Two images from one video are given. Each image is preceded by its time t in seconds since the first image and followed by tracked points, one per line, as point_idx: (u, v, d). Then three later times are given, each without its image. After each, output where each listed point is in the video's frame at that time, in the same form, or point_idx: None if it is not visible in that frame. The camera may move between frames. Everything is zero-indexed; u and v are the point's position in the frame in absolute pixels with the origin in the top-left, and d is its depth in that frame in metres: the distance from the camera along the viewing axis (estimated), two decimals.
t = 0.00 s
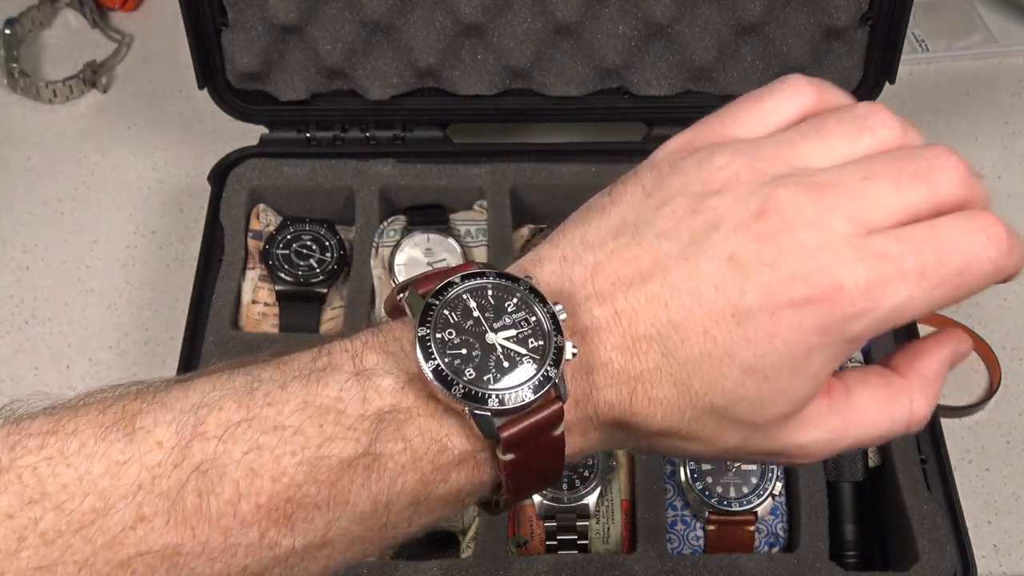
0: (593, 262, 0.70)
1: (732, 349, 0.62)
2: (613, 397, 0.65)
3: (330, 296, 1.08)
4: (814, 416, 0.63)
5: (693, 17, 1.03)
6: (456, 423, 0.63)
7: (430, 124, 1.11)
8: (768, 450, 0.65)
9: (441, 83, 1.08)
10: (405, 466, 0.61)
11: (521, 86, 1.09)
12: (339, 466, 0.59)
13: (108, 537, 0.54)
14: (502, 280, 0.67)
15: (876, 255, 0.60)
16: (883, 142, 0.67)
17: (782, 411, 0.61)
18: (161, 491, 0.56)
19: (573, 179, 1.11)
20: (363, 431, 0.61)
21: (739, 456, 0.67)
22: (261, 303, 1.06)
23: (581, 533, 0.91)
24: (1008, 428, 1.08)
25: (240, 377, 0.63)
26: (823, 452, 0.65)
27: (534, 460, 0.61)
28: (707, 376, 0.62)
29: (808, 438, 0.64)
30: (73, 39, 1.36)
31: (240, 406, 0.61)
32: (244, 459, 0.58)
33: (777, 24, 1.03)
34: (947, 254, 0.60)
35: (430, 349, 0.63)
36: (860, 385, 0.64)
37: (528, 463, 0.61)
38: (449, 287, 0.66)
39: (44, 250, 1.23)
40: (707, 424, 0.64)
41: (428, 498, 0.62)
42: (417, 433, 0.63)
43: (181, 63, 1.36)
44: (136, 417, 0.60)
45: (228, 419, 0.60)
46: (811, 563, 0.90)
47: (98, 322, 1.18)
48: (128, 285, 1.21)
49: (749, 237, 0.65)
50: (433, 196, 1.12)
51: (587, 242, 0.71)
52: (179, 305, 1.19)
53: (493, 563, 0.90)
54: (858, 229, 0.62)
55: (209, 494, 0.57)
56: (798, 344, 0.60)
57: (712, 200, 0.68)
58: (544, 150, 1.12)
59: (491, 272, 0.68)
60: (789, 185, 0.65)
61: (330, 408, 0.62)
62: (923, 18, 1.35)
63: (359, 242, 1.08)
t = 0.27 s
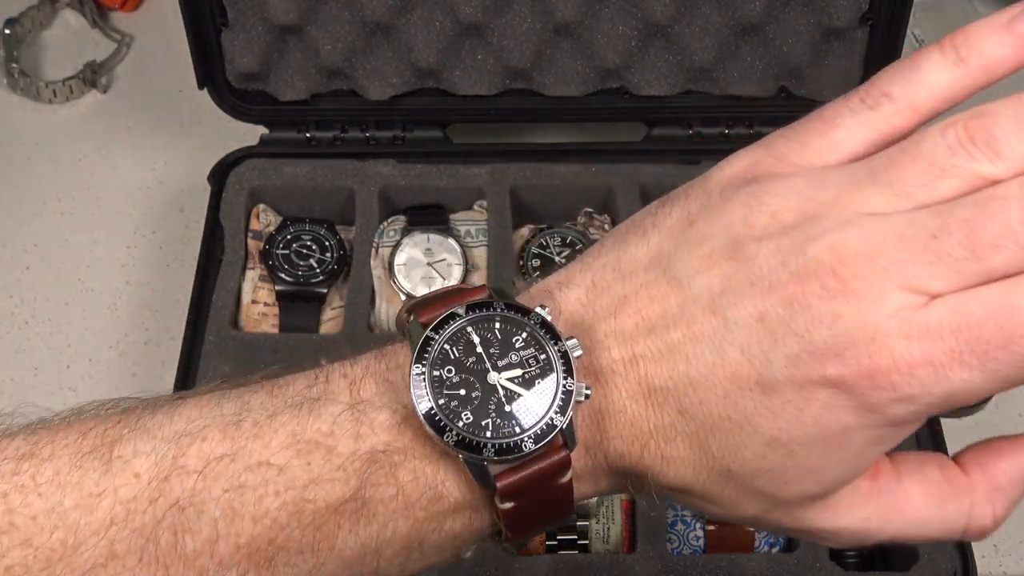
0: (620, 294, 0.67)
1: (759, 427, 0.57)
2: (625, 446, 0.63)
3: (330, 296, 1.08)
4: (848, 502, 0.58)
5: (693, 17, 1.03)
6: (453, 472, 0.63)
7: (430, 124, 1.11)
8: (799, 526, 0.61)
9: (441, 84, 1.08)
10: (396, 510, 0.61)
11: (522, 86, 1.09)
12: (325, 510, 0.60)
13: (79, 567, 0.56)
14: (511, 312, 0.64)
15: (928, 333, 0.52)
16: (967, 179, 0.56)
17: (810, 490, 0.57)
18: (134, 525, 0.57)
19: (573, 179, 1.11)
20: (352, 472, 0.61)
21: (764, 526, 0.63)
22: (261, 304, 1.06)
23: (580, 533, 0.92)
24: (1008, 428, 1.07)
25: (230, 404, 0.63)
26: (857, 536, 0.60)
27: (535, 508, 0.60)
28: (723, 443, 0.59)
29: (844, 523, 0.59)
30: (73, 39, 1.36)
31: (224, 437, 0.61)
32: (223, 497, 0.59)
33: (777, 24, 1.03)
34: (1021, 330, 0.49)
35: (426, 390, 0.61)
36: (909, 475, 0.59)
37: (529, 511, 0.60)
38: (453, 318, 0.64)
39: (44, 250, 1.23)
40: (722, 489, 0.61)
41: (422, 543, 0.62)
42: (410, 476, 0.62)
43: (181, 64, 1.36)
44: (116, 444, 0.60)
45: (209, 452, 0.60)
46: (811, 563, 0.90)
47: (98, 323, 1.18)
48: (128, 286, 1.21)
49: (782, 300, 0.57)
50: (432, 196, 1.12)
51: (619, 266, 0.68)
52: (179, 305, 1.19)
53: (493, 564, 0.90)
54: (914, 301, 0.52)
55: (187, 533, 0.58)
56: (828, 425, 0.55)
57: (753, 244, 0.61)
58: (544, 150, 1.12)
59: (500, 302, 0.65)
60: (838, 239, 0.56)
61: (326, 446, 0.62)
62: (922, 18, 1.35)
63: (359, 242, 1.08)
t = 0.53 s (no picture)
0: (627, 266, 0.66)
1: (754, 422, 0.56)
2: (619, 428, 0.63)
3: (330, 296, 1.08)
4: (835, 527, 0.56)
5: (693, 17, 1.03)
6: (442, 450, 0.62)
7: (430, 124, 1.11)
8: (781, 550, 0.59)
9: (441, 84, 1.08)
10: (386, 490, 0.61)
11: (521, 86, 1.09)
12: (311, 491, 0.59)
13: (58, 555, 0.56)
14: (506, 280, 0.64)
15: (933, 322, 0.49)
16: (1000, 152, 0.52)
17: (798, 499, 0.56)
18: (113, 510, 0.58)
19: (572, 179, 1.11)
20: (339, 451, 0.61)
21: (744, 543, 0.61)
22: (261, 303, 1.06)
23: (580, 533, 0.91)
24: (1008, 428, 1.08)
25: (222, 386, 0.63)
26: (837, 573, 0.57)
27: (531, 484, 0.59)
28: (716, 429, 0.58)
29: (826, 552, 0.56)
30: (73, 40, 1.36)
31: (207, 417, 0.61)
32: (205, 479, 0.59)
33: (777, 24, 1.03)
34: None
35: (413, 360, 0.61)
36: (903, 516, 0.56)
37: (525, 487, 0.59)
38: (443, 286, 0.64)
39: (44, 250, 1.23)
40: (709, 485, 0.60)
41: (416, 527, 0.61)
42: (399, 453, 0.62)
43: (182, 64, 1.35)
44: (97, 427, 0.60)
45: (192, 432, 0.60)
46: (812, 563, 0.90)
47: (99, 323, 1.18)
48: (128, 286, 1.21)
49: (783, 278, 0.55)
50: (432, 196, 1.13)
51: (629, 236, 0.67)
52: (179, 305, 1.19)
53: (494, 563, 0.90)
54: (924, 287, 0.50)
55: (167, 518, 0.58)
56: (822, 418, 0.53)
57: (762, 217, 0.60)
58: (546, 150, 1.11)
59: (494, 269, 0.65)
60: (846, 217, 0.54)
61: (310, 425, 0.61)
62: (922, 19, 1.35)
63: (359, 242, 1.09)
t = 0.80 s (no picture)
0: (635, 260, 0.65)
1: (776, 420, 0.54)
2: (629, 427, 0.62)
3: (330, 296, 1.08)
4: (871, 522, 0.53)
5: (692, 18, 1.03)
6: (439, 456, 0.62)
7: (430, 124, 1.11)
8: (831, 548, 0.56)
9: (441, 84, 1.08)
10: (378, 497, 0.60)
11: (521, 86, 1.09)
12: (299, 498, 0.59)
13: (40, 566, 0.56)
14: (504, 277, 0.64)
15: (969, 303, 0.48)
16: None
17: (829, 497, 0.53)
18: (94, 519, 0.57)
19: (572, 179, 1.11)
20: (329, 457, 0.61)
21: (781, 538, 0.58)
22: (261, 303, 1.06)
23: (581, 533, 0.92)
24: (1008, 428, 1.08)
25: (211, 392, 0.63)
26: (893, 560, 0.54)
27: (531, 487, 0.59)
28: (733, 426, 0.56)
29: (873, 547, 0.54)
30: (73, 40, 1.36)
31: (193, 423, 0.61)
32: (190, 487, 0.59)
33: (777, 24, 1.03)
34: None
35: (407, 360, 0.61)
36: (949, 493, 0.53)
37: (525, 490, 0.59)
38: (439, 284, 0.64)
39: (43, 250, 1.23)
40: (734, 485, 0.57)
41: (411, 534, 0.61)
42: (392, 459, 0.61)
43: (181, 64, 1.35)
44: (82, 435, 0.60)
45: (178, 439, 0.60)
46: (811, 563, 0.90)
47: (98, 323, 1.18)
48: (127, 286, 1.21)
49: (805, 261, 0.54)
50: (433, 196, 1.13)
51: (636, 229, 0.67)
52: (179, 305, 1.19)
53: (494, 564, 0.90)
54: (958, 270, 0.49)
55: (150, 528, 0.58)
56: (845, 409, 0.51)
57: (783, 200, 0.59)
58: (546, 150, 1.11)
59: (492, 266, 0.65)
60: (875, 198, 0.53)
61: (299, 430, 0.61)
62: (923, 19, 1.35)
63: (359, 241, 1.09)
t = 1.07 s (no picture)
0: (628, 271, 0.63)
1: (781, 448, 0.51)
2: (631, 448, 0.60)
3: (330, 296, 1.08)
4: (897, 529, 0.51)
5: (693, 17, 1.03)
6: (435, 480, 0.61)
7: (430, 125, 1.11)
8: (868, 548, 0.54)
9: (441, 84, 1.08)
10: (373, 517, 0.60)
11: (521, 86, 1.09)
12: (291, 519, 0.59)
13: None
14: (506, 297, 0.63)
15: (984, 332, 0.44)
16: None
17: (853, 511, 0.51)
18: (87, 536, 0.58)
19: (572, 179, 1.11)
20: (323, 478, 0.60)
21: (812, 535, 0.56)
22: (261, 304, 1.06)
23: (581, 533, 0.92)
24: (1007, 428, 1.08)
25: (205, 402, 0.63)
26: (934, 549, 0.52)
27: (533, 511, 0.59)
28: (738, 451, 0.54)
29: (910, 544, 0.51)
30: (73, 39, 1.36)
31: (184, 440, 0.61)
32: (179, 506, 0.59)
33: (777, 24, 1.03)
34: None
35: (408, 384, 0.60)
36: (967, 480, 0.50)
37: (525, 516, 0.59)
38: (440, 302, 0.63)
39: (43, 250, 1.23)
40: (753, 502, 0.55)
41: (407, 553, 0.61)
42: (387, 481, 0.61)
43: (181, 64, 1.35)
44: (68, 450, 0.60)
45: (167, 456, 0.60)
46: (811, 563, 0.90)
47: (98, 323, 1.18)
48: (128, 287, 1.21)
49: (809, 273, 0.51)
50: (433, 196, 1.13)
51: (629, 237, 0.64)
52: (180, 306, 1.19)
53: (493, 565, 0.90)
54: (965, 295, 0.45)
55: (140, 546, 0.58)
56: (851, 440, 0.48)
57: (785, 203, 0.54)
58: (545, 150, 1.11)
59: (494, 285, 0.64)
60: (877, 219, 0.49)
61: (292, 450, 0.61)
62: (923, 18, 1.35)
63: (359, 241, 1.09)
